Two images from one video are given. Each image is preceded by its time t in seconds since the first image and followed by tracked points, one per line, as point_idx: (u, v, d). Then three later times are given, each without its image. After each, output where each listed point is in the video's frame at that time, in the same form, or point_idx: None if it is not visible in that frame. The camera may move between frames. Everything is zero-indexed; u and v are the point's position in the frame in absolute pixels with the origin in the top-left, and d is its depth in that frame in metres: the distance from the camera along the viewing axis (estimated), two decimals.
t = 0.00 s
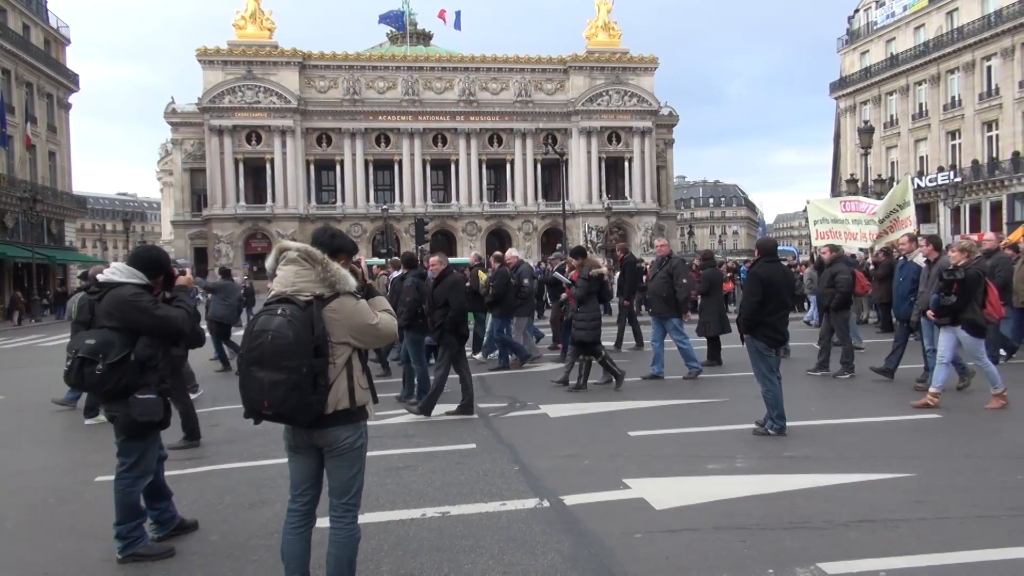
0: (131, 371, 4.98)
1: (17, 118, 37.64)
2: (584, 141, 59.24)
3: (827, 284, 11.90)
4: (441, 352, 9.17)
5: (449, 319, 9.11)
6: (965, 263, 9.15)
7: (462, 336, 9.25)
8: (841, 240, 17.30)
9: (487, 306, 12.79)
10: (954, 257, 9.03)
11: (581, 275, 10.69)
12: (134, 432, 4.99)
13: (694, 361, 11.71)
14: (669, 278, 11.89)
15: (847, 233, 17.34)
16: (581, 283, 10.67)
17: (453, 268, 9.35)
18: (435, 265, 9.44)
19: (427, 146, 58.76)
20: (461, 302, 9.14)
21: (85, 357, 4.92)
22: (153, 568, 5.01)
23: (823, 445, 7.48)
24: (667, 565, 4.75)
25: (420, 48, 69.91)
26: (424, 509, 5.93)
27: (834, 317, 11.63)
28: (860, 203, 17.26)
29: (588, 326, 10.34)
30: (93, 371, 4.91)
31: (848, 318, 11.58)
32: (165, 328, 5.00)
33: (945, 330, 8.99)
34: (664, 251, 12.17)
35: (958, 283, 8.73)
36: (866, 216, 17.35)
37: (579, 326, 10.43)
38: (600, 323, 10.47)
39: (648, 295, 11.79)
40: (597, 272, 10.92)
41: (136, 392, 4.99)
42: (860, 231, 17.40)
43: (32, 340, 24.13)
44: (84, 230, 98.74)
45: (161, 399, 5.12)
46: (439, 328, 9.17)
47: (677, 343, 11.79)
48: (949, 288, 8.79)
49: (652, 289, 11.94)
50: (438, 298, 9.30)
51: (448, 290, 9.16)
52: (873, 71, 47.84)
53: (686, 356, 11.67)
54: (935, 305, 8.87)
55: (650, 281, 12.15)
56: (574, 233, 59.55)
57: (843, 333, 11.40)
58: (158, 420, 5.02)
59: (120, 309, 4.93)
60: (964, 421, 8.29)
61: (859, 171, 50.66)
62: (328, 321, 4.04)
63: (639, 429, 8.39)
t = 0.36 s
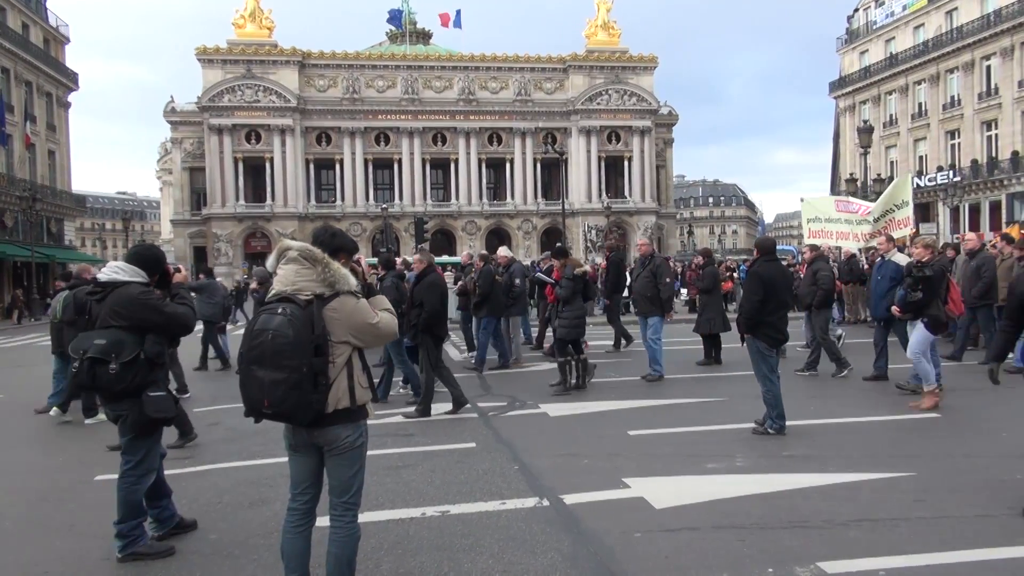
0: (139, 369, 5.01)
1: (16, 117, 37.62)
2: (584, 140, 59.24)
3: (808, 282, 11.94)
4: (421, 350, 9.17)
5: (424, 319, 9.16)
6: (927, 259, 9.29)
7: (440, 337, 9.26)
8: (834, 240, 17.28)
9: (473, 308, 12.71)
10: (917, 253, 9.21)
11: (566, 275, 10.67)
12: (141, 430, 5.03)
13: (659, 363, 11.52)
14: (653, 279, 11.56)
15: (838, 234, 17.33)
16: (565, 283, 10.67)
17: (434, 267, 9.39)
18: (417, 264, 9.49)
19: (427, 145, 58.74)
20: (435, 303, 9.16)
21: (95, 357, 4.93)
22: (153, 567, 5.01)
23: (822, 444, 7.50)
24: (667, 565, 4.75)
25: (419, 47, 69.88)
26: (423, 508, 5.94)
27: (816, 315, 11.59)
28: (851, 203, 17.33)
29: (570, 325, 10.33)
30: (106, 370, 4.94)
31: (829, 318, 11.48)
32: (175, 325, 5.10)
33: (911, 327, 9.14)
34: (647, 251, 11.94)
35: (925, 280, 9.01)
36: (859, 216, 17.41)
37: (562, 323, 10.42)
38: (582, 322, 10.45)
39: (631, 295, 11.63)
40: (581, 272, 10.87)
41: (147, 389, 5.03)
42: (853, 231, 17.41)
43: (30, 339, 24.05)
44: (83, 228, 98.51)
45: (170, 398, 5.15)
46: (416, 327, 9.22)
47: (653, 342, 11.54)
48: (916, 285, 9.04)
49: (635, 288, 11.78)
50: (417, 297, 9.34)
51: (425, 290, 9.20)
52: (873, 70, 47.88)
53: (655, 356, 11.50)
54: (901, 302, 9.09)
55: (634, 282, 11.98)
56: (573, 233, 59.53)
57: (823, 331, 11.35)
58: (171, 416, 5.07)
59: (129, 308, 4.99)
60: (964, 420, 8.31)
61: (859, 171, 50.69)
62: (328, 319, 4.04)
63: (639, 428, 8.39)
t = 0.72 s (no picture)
0: (140, 369, 5.02)
1: (17, 117, 37.62)
2: (585, 140, 59.22)
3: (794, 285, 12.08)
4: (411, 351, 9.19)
5: (408, 320, 9.21)
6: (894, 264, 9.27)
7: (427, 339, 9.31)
8: (827, 239, 17.46)
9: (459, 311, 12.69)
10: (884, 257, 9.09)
11: (548, 277, 10.68)
12: (142, 428, 5.02)
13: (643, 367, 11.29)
14: (638, 281, 11.18)
15: (831, 235, 17.53)
16: (547, 284, 10.66)
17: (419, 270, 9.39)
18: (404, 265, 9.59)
19: (428, 144, 58.74)
20: (419, 305, 9.19)
21: (96, 357, 4.94)
22: (153, 566, 5.01)
23: (823, 443, 7.49)
24: (667, 564, 4.75)
25: (420, 46, 69.87)
26: (424, 508, 5.94)
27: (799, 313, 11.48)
28: (843, 205, 17.59)
29: (551, 327, 10.33)
30: (107, 370, 4.94)
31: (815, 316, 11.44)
32: (175, 323, 5.12)
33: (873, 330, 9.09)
34: (635, 251, 11.58)
35: (886, 284, 8.88)
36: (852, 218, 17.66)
37: (542, 326, 10.40)
38: (564, 324, 10.44)
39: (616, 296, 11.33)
40: (565, 274, 10.89)
41: (148, 388, 5.03)
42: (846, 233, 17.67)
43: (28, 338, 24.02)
44: (83, 227, 98.44)
45: (171, 396, 5.16)
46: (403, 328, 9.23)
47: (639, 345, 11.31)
48: (877, 289, 8.91)
49: (621, 290, 11.40)
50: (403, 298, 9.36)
51: (409, 292, 9.20)
52: (874, 70, 47.87)
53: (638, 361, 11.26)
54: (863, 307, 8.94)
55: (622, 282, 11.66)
56: (574, 233, 59.48)
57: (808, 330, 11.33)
58: (172, 415, 5.06)
59: (129, 307, 5.01)
60: (964, 420, 8.31)
61: (859, 170, 50.69)
62: (329, 318, 4.04)
63: (639, 428, 8.38)
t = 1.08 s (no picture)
0: (138, 366, 5.03)
1: (17, 114, 37.64)
2: (585, 139, 59.17)
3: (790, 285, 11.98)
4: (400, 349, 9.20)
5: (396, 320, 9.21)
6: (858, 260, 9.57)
7: (416, 336, 9.36)
8: (820, 239, 17.50)
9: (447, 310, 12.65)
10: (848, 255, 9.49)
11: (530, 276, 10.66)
12: (141, 425, 5.02)
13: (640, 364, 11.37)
14: (625, 279, 11.10)
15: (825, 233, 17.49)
16: (530, 283, 10.64)
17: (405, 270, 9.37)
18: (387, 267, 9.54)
19: (428, 143, 58.73)
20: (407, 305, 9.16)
21: (95, 354, 4.95)
22: (153, 565, 5.01)
23: (823, 442, 7.49)
24: (666, 563, 4.74)
25: (420, 45, 69.84)
26: (424, 506, 5.94)
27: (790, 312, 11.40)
28: (837, 203, 17.40)
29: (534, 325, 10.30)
30: (107, 367, 4.94)
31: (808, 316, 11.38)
32: (173, 321, 5.12)
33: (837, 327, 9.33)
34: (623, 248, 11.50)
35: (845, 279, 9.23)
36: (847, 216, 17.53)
37: (525, 325, 10.35)
38: (546, 323, 10.43)
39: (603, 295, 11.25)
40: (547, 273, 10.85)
41: (148, 386, 5.04)
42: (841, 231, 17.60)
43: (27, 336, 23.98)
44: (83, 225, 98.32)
45: (170, 393, 5.16)
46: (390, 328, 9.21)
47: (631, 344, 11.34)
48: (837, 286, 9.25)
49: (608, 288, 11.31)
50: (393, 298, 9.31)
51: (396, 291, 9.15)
52: (875, 68, 47.86)
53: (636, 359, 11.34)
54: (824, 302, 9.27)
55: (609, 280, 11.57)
56: (574, 231, 59.46)
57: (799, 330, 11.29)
58: (172, 413, 5.05)
59: (128, 305, 5.02)
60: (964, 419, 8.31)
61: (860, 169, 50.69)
62: (330, 315, 4.05)
63: (638, 427, 8.37)
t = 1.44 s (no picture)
0: (137, 365, 5.02)
1: (16, 113, 37.62)
2: (584, 138, 59.12)
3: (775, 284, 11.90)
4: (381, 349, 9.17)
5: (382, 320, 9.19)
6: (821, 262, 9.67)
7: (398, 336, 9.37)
8: (813, 238, 17.70)
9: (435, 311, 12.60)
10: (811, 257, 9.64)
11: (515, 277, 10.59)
12: (139, 424, 5.01)
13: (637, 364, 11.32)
14: (608, 280, 11.08)
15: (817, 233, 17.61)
16: (514, 285, 10.58)
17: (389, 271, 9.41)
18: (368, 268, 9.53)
19: (427, 142, 58.71)
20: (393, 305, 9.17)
21: (93, 353, 4.95)
22: (153, 565, 5.01)
23: (823, 441, 7.50)
24: (666, 562, 4.75)
25: (419, 44, 69.77)
26: (423, 505, 5.94)
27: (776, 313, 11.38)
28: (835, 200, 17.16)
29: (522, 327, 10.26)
30: (104, 366, 4.93)
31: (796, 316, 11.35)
32: (172, 320, 5.13)
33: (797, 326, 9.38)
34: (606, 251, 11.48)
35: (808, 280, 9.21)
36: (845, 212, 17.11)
37: (512, 327, 10.30)
38: (533, 324, 10.38)
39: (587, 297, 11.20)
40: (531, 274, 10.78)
41: (145, 384, 5.02)
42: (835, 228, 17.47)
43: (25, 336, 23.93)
44: (82, 224, 98.12)
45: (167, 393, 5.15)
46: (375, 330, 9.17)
47: (621, 344, 11.33)
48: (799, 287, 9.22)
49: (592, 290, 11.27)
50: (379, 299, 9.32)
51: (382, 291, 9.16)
52: (874, 68, 47.87)
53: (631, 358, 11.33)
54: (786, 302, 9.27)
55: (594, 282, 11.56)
56: (573, 230, 59.46)
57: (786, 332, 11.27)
58: (168, 412, 5.04)
59: (128, 303, 5.03)
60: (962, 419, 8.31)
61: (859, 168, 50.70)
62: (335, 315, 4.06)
63: (637, 427, 8.37)
